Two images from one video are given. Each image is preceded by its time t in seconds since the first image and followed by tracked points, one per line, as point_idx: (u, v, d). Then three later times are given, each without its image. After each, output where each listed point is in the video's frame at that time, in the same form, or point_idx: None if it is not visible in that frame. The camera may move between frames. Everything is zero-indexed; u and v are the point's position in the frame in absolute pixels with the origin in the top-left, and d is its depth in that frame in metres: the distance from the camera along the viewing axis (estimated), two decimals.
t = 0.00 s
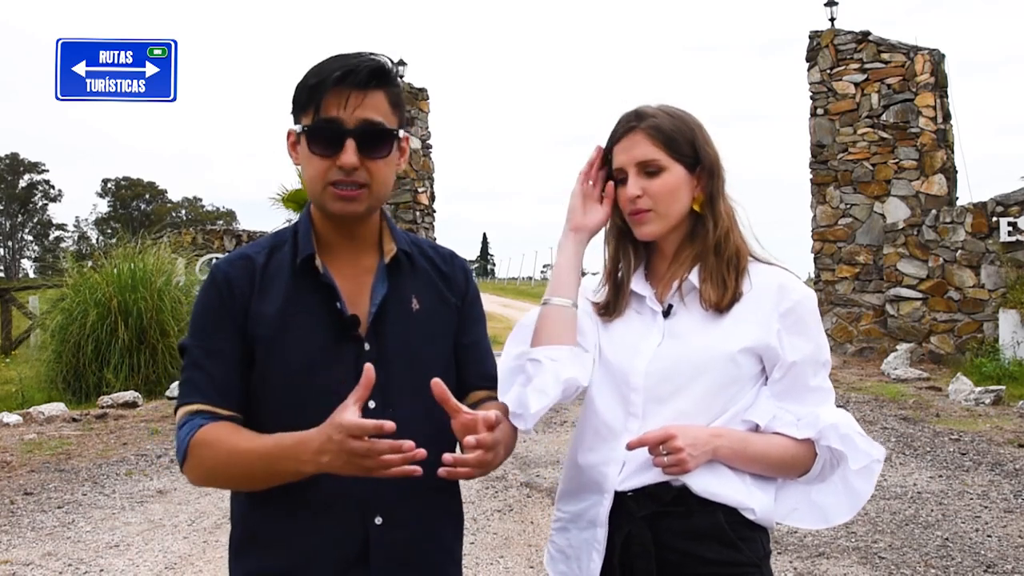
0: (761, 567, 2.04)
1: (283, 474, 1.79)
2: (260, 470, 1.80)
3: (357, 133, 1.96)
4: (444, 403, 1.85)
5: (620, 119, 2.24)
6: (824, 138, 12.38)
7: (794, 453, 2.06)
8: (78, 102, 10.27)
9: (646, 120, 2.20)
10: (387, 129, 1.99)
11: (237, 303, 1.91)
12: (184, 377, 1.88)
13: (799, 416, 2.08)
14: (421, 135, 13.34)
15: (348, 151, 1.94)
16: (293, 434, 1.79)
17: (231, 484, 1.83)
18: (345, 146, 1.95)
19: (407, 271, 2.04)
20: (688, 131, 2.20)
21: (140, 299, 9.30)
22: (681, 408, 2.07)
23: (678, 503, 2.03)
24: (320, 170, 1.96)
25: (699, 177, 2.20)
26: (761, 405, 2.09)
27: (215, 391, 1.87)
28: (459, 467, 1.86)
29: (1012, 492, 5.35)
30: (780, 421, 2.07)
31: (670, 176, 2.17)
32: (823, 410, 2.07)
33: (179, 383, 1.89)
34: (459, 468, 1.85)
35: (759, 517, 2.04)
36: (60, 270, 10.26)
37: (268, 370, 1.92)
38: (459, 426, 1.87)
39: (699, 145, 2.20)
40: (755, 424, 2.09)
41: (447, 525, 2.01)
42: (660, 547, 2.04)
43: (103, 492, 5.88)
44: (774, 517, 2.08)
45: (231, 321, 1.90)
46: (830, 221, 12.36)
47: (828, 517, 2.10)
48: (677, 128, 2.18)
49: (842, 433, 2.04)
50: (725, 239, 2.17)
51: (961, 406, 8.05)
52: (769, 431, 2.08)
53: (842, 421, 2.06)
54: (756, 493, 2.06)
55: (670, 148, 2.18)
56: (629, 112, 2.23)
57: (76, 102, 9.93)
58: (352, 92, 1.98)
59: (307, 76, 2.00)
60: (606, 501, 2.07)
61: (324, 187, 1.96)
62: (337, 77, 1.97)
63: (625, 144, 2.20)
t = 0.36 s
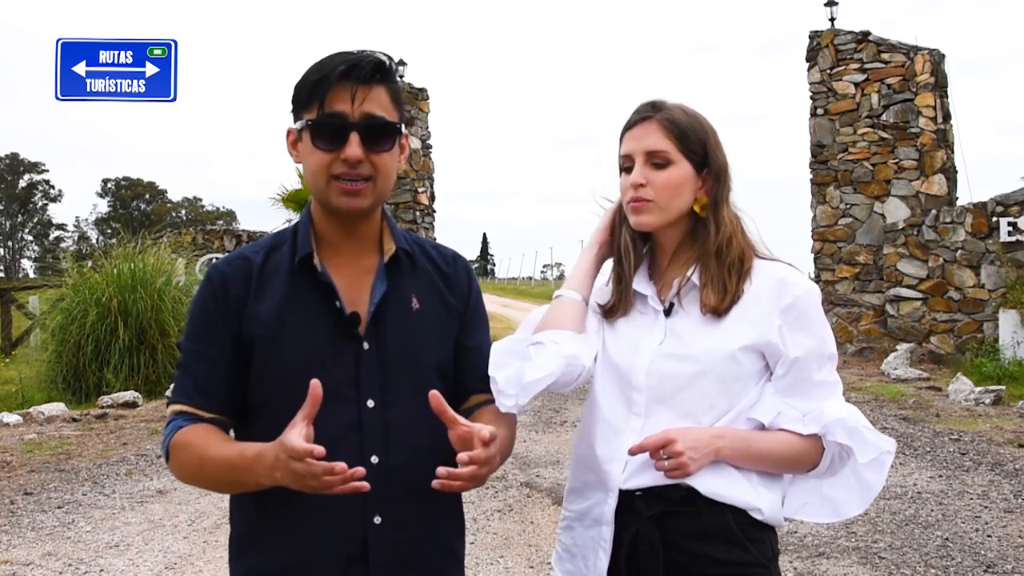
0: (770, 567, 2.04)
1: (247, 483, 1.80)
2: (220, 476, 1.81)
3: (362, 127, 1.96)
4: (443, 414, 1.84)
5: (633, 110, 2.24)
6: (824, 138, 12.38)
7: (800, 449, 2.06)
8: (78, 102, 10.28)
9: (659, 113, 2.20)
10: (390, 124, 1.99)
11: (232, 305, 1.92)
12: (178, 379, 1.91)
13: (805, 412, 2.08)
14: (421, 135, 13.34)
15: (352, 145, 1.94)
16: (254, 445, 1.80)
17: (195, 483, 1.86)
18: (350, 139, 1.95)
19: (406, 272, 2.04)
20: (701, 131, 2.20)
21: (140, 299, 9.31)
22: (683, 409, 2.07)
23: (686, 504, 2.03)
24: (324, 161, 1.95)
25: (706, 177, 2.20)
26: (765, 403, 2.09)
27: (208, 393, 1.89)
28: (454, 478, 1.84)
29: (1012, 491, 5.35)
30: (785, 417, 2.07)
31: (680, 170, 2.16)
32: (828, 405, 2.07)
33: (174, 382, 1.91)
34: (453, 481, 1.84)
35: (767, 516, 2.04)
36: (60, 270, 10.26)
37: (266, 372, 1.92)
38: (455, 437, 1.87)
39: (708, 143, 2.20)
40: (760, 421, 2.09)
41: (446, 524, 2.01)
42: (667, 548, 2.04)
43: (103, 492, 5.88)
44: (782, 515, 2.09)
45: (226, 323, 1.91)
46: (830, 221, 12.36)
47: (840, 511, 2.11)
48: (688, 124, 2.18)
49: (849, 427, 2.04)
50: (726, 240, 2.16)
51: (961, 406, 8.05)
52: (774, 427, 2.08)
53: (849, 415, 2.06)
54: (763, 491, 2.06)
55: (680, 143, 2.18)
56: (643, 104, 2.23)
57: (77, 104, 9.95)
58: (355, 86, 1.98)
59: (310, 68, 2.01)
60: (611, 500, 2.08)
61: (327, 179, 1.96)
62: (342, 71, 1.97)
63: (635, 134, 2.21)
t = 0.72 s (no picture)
0: (776, 567, 2.03)
1: (236, 477, 1.80)
2: (212, 472, 1.81)
3: (360, 123, 1.96)
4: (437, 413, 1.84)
5: (644, 105, 2.26)
6: (824, 138, 12.38)
7: (806, 448, 2.06)
8: (78, 102, 10.28)
9: (670, 107, 2.21)
10: (386, 121, 1.99)
11: (228, 302, 1.92)
12: (174, 375, 1.91)
13: (811, 411, 2.08)
14: (421, 135, 13.34)
15: (350, 139, 1.94)
16: (244, 440, 1.80)
17: (191, 480, 1.86)
18: (348, 135, 1.95)
19: (405, 268, 2.04)
20: (710, 127, 2.20)
21: (140, 299, 9.31)
22: (690, 411, 2.07)
23: (694, 503, 2.03)
24: (321, 158, 1.95)
25: (712, 174, 2.20)
26: (771, 402, 2.09)
27: (205, 389, 1.89)
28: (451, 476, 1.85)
29: (1013, 491, 5.35)
30: (792, 417, 2.07)
31: (684, 166, 2.17)
32: (834, 404, 2.07)
33: (170, 378, 1.91)
34: (449, 478, 1.85)
35: (775, 516, 2.04)
36: (60, 270, 10.26)
37: (264, 368, 1.92)
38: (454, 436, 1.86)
39: (717, 140, 2.20)
40: (766, 421, 2.09)
41: (444, 519, 2.00)
42: (674, 548, 2.03)
43: (103, 492, 5.88)
44: (789, 515, 2.09)
45: (222, 321, 1.91)
46: (830, 221, 12.36)
47: (847, 509, 2.10)
48: (699, 120, 2.19)
49: (855, 426, 2.05)
50: (729, 239, 2.16)
51: (962, 406, 8.05)
52: (781, 427, 2.08)
53: (854, 414, 2.07)
54: (771, 492, 2.06)
55: (688, 138, 2.19)
56: (655, 99, 2.25)
57: (76, 104, 9.95)
58: (352, 81, 1.99)
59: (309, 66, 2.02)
60: (623, 508, 2.07)
61: (324, 176, 1.96)
62: (338, 67, 1.97)
63: (644, 127, 2.22)
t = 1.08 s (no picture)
0: (787, 567, 2.04)
1: (234, 466, 1.79)
2: (211, 462, 1.81)
3: (365, 131, 1.96)
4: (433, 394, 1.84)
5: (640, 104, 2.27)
6: (824, 138, 12.38)
7: (814, 447, 2.06)
8: (78, 101, 10.29)
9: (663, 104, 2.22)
10: (388, 126, 2.00)
11: (225, 303, 1.91)
12: (172, 376, 1.91)
13: (819, 411, 2.08)
14: (421, 135, 13.34)
15: (358, 149, 1.94)
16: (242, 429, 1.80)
17: (191, 477, 1.86)
18: (355, 144, 1.95)
19: (402, 265, 2.04)
20: (705, 121, 2.20)
21: (140, 299, 9.31)
22: (705, 416, 2.07)
23: (706, 505, 2.03)
24: (325, 165, 1.94)
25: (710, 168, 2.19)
26: (781, 404, 2.09)
27: (202, 391, 1.89)
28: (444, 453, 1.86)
29: (1012, 491, 5.35)
30: (801, 418, 2.08)
31: (677, 159, 2.16)
32: (842, 404, 2.08)
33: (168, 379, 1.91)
34: (443, 454, 1.85)
35: (786, 516, 2.04)
36: (60, 270, 10.26)
37: (262, 367, 1.92)
38: (446, 413, 1.86)
39: (712, 133, 2.19)
40: (776, 424, 2.09)
41: (442, 517, 2.00)
42: (688, 550, 2.04)
43: (103, 492, 5.88)
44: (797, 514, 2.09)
45: (218, 322, 1.91)
46: (830, 221, 12.36)
47: (850, 506, 2.10)
48: (691, 115, 2.19)
49: (863, 427, 2.06)
50: (734, 235, 2.15)
51: (961, 406, 8.05)
52: (790, 429, 2.08)
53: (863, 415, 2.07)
54: (781, 492, 2.06)
55: (681, 133, 2.18)
56: (651, 97, 2.26)
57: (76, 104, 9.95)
58: (361, 92, 1.98)
59: (305, 68, 1.99)
60: (636, 514, 2.08)
61: (328, 183, 1.96)
62: (346, 78, 1.96)
63: (639, 125, 2.23)
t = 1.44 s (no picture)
0: (789, 566, 2.05)
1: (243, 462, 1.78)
2: (216, 457, 1.79)
3: (354, 134, 1.95)
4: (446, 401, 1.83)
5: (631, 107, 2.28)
6: (824, 138, 12.39)
7: (813, 445, 2.06)
8: (79, 101, 10.30)
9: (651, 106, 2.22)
10: (376, 124, 1.99)
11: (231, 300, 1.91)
12: (171, 366, 1.89)
13: (818, 410, 2.08)
14: (421, 135, 13.34)
15: (353, 155, 1.93)
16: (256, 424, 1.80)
17: (185, 469, 1.83)
18: (348, 150, 1.94)
19: (404, 266, 2.05)
20: (691, 121, 2.19)
21: (140, 299, 9.31)
22: (702, 413, 2.07)
23: (707, 505, 2.03)
24: (319, 171, 1.94)
25: (697, 168, 2.18)
26: (781, 403, 2.09)
27: (205, 380, 1.87)
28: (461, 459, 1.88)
29: (1012, 491, 5.35)
30: (800, 417, 2.08)
31: (661, 161, 2.16)
32: (842, 402, 2.07)
33: (166, 368, 1.89)
34: (461, 463, 1.87)
35: (788, 515, 2.04)
36: (60, 270, 10.26)
37: (270, 364, 1.91)
38: (462, 423, 1.86)
39: (699, 132, 2.18)
40: (776, 422, 2.09)
41: (445, 516, 2.01)
42: (690, 550, 2.04)
43: (103, 492, 5.88)
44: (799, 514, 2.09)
45: (224, 317, 1.90)
46: (830, 221, 12.36)
47: (850, 507, 2.10)
48: (677, 115, 2.19)
49: (862, 425, 2.06)
50: (722, 234, 2.15)
51: (961, 406, 8.05)
52: (790, 428, 2.08)
53: (862, 414, 2.07)
54: (782, 491, 2.06)
55: (666, 134, 2.18)
56: (642, 99, 2.27)
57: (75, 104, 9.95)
58: (343, 96, 1.98)
59: (283, 82, 1.98)
60: (637, 516, 2.09)
61: (314, 184, 1.96)
62: (326, 88, 1.95)
63: (628, 128, 2.24)
